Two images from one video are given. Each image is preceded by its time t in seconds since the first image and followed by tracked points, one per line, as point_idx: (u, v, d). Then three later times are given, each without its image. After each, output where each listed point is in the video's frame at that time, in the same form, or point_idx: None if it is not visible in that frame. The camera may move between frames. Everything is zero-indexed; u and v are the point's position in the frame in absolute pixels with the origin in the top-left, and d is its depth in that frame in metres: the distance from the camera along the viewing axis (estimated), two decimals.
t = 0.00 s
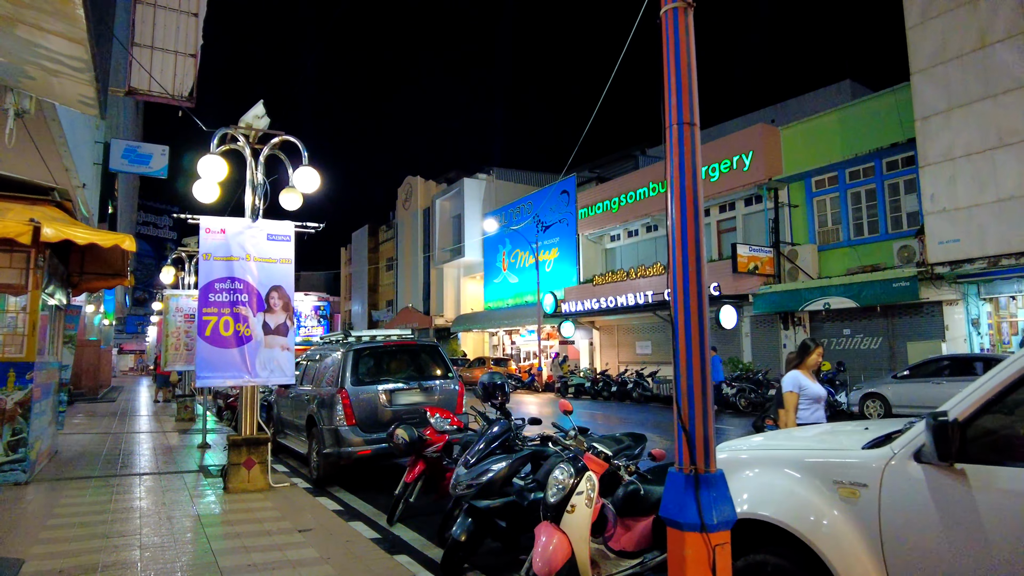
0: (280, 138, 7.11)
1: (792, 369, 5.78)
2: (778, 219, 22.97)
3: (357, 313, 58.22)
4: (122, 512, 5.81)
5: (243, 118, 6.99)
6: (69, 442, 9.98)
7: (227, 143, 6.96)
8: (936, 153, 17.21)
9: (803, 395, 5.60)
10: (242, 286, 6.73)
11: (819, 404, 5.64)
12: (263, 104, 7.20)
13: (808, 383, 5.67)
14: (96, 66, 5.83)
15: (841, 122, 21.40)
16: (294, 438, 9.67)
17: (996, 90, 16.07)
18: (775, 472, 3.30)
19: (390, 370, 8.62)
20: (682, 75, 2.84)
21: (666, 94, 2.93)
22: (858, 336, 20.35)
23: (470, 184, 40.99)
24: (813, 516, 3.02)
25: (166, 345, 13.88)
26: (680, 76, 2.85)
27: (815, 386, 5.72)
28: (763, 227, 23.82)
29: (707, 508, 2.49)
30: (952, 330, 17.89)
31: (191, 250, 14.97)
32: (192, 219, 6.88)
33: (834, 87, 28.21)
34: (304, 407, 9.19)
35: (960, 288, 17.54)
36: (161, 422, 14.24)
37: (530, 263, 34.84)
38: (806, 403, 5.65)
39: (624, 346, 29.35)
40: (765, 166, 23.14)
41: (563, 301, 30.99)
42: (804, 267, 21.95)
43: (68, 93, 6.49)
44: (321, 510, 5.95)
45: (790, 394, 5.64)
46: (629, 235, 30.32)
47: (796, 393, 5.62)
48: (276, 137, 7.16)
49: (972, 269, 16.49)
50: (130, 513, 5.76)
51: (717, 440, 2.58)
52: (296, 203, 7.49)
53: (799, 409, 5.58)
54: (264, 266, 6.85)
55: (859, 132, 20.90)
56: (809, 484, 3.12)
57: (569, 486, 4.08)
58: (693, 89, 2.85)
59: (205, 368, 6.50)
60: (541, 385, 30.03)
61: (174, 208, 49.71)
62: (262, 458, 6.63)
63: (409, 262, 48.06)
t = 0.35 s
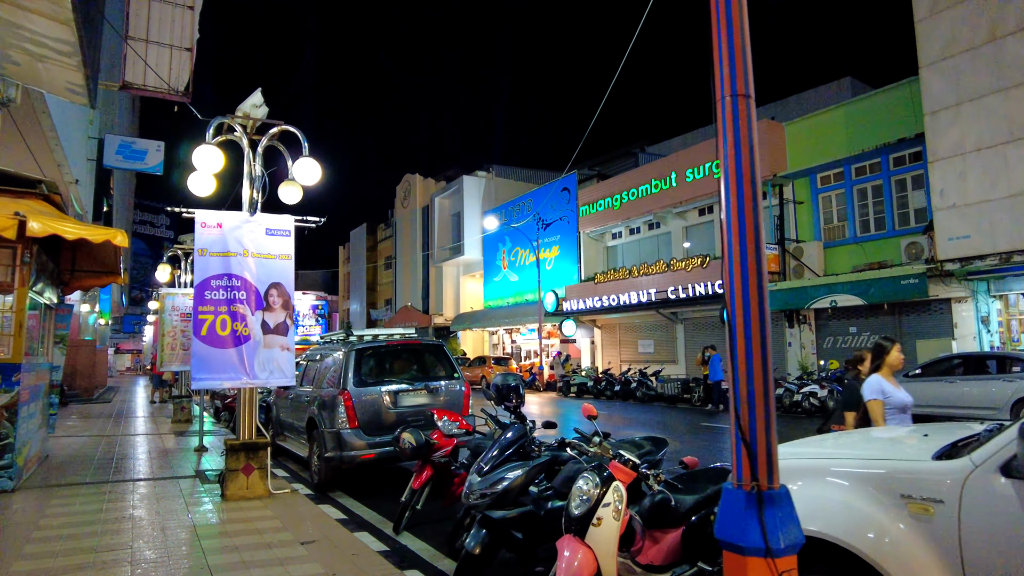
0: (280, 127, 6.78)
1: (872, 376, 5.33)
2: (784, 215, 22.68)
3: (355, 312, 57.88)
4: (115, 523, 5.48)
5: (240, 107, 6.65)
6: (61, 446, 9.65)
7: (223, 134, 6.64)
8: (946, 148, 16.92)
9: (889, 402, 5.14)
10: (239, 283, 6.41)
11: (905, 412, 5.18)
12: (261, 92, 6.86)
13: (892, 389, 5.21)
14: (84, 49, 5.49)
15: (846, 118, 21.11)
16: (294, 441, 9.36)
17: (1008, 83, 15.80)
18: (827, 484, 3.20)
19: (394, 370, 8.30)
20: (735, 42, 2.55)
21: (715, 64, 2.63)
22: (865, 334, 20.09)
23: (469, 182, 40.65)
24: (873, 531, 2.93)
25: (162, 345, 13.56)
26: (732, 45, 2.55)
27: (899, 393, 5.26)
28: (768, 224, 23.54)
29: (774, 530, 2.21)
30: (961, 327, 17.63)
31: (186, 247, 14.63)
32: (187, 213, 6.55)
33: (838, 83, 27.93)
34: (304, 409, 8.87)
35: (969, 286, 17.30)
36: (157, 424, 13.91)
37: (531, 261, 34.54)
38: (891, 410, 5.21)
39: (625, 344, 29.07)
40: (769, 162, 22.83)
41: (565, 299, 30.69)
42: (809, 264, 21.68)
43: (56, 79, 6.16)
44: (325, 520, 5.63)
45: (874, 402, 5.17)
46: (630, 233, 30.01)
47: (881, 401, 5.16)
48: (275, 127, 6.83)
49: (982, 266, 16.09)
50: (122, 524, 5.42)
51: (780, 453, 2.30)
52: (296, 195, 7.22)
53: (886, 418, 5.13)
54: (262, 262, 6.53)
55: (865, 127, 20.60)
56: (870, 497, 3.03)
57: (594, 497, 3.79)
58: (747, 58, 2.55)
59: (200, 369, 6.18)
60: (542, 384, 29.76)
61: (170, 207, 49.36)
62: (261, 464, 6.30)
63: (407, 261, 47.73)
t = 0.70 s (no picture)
0: (287, 117, 6.51)
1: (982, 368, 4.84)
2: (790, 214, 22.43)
3: (354, 312, 57.59)
4: (115, 531, 5.17)
5: (247, 95, 6.38)
6: (58, 448, 9.35)
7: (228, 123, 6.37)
8: (958, 146, 16.71)
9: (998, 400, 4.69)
10: (246, 279, 6.14)
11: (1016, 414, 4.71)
12: (268, 80, 6.60)
13: (1003, 387, 4.73)
14: (83, 31, 5.21)
15: (855, 116, 20.89)
16: (299, 443, 9.09)
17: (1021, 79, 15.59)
18: (891, 491, 2.99)
19: (402, 370, 8.02)
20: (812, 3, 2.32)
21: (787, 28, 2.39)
22: (873, 334, 19.83)
23: (471, 181, 40.37)
24: (957, 544, 2.72)
25: (162, 344, 13.27)
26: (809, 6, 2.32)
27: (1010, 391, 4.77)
28: (775, 223, 23.28)
29: (870, 549, 2.00)
30: (972, 327, 17.36)
31: (187, 245, 14.35)
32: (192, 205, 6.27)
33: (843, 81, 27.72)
34: (310, 410, 8.59)
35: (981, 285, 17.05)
36: (156, 425, 13.62)
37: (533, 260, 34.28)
38: (999, 411, 4.75)
39: (629, 344, 28.80)
40: (776, 161, 22.59)
41: (567, 298, 30.43)
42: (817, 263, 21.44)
43: (55, 64, 5.89)
44: (337, 527, 5.35)
45: (980, 399, 4.73)
46: (634, 232, 29.74)
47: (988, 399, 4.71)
48: (282, 116, 6.57)
49: (995, 266, 15.91)
50: (123, 531, 5.14)
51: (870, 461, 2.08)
52: (303, 188, 6.97)
53: (992, 419, 4.68)
54: (269, 257, 6.26)
55: (874, 124, 20.36)
56: (959, 509, 2.78)
57: (633, 505, 3.50)
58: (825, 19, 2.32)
59: (204, 368, 5.90)
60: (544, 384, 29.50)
61: (169, 206, 49.09)
62: (269, 468, 6.02)
63: (407, 260, 47.45)
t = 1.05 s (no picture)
0: (293, 107, 6.23)
1: None
2: (796, 214, 22.23)
3: (353, 313, 57.28)
4: (111, 542, 4.88)
5: (250, 84, 6.12)
6: (53, 452, 9.07)
7: (231, 113, 6.10)
8: (970, 145, 16.45)
9: None
10: (249, 277, 5.86)
11: None
12: (272, 68, 6.32)
13: None
14: (79, 14, 4.93)
15: (861, 115, 20.71)
16: (302, 447, 8.81)
17: None
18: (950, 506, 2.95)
19: (409, 372, 7.75)
20: None
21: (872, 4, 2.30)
22: (879, 335, 19.61)
23: (471, 181, 40.11)
24: None
25: (160, 345, 12.99)
26: None
27: None
28: (780, 223, 23.07)
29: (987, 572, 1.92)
30: (981, 328, 17.14)
31: (186, 244, 14.05)
32: (192, 200, 5.97)
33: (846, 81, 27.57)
34: (314, 413, 8.32)
35: (992, 287, 16.80)
36: (154, 428, 13.33)
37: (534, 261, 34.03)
38: None
39: (631, 346, 28.57)
40: (781, 160, 22.40)
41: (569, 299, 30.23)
42: (823, 264, 21.22)
43: (49, 50, 5.62)
44: (347, 539, 5.07)
45: None
46: (636, 232, 29.51)
47: None
48: (287, 107, 6.30)
49: (1006, 266, 15.59)
50: (120, 543, 4.84)
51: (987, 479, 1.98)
52: (308, 182, 6.72)
53: None
54: (274, 254, 5.99)
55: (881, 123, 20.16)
56: None
57: (672, 519, 3.31)
58: None
59: (207, 370, 5.62)
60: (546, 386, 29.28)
61: (167, 207, 48.80)
62: (273, 475, 5.75)
63: (407, 261, 47.17)
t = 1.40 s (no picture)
0: (296, 93, 5.94)
1: None
2: (801, 211, 21.98)
3: (352, 312, 56.97)
4: (106, 554, 4.56)
5: (251, 69, 5.82)
6: (44, 456, 8.72)
7: (232, 99, 5.80)
8: (981, 139, 16.75)
9: None
10: (250, 271, 5.55)
11: None
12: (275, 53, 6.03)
13: None
14: None
15: (868, 110, 20.45)
16: (304, 450, 8.52)
17: None
18: None
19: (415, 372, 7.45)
20: None
21: None
22: (887, 333, 19.36)
23: (470, 179, 39.82)
24: None
25: (156, 345, 12.66)
26: None
27: None
28: (785, 220, 22.82)
29: None
30: (991, 325, 16.92)
31: (183, 241, 13.74)
32: (189, 189, 5.64)
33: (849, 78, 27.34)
34: (316, 415, 8.01)
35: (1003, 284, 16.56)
36: (151, 429, 13.03)
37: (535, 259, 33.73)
38: None
39: (633, 344, 28.31)
40: (786, 156, 22.15)
41: (571, 298, 29.95)
42: (829, 261, 20.98)
43: (39, 31, 5.30)
44: (357, 549, 4.78)
45: None
46: (638, 230, 29.25)
47: None
48: (290, 93, 6.01)
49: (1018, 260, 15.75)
50: (114, 555, 4.52)
51: None
52: (312, 174, 6.42)
53: None
54: (276, 248, 5.69)
55: (888, 118, 19.90)
56: None
57: (720, 532, 3.02)
58: None
59: (206, 371, 5.31)
60: (548, 385, 29.00)
61: (164, 206, 48.51)
62: (276, 481, 5.45)
63: (406, 260, 46.88)
